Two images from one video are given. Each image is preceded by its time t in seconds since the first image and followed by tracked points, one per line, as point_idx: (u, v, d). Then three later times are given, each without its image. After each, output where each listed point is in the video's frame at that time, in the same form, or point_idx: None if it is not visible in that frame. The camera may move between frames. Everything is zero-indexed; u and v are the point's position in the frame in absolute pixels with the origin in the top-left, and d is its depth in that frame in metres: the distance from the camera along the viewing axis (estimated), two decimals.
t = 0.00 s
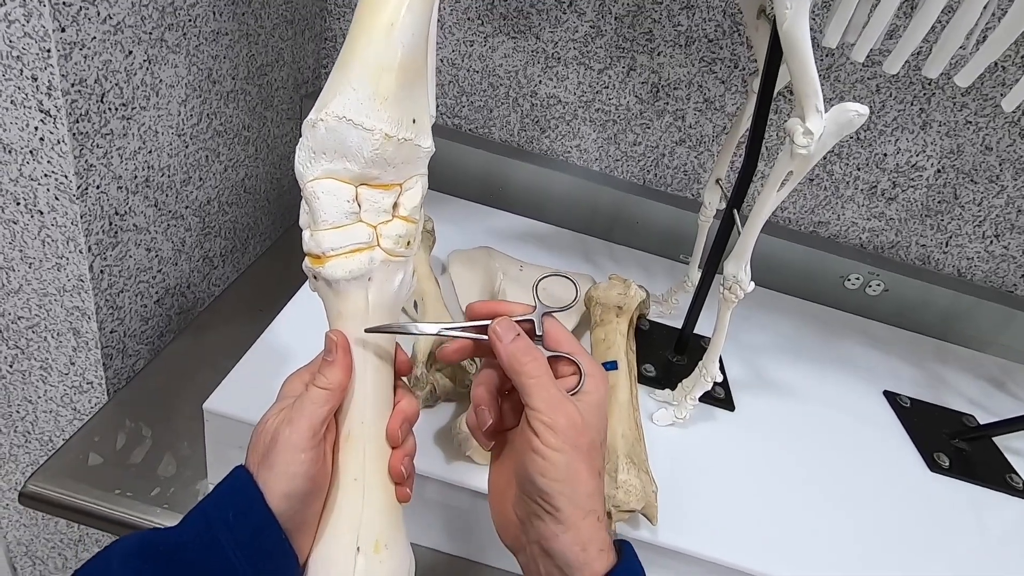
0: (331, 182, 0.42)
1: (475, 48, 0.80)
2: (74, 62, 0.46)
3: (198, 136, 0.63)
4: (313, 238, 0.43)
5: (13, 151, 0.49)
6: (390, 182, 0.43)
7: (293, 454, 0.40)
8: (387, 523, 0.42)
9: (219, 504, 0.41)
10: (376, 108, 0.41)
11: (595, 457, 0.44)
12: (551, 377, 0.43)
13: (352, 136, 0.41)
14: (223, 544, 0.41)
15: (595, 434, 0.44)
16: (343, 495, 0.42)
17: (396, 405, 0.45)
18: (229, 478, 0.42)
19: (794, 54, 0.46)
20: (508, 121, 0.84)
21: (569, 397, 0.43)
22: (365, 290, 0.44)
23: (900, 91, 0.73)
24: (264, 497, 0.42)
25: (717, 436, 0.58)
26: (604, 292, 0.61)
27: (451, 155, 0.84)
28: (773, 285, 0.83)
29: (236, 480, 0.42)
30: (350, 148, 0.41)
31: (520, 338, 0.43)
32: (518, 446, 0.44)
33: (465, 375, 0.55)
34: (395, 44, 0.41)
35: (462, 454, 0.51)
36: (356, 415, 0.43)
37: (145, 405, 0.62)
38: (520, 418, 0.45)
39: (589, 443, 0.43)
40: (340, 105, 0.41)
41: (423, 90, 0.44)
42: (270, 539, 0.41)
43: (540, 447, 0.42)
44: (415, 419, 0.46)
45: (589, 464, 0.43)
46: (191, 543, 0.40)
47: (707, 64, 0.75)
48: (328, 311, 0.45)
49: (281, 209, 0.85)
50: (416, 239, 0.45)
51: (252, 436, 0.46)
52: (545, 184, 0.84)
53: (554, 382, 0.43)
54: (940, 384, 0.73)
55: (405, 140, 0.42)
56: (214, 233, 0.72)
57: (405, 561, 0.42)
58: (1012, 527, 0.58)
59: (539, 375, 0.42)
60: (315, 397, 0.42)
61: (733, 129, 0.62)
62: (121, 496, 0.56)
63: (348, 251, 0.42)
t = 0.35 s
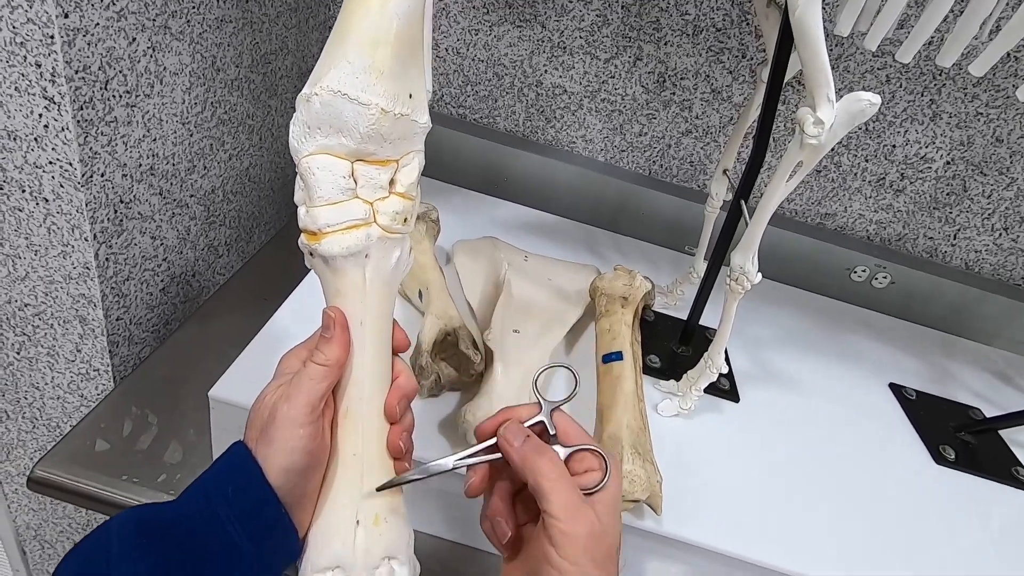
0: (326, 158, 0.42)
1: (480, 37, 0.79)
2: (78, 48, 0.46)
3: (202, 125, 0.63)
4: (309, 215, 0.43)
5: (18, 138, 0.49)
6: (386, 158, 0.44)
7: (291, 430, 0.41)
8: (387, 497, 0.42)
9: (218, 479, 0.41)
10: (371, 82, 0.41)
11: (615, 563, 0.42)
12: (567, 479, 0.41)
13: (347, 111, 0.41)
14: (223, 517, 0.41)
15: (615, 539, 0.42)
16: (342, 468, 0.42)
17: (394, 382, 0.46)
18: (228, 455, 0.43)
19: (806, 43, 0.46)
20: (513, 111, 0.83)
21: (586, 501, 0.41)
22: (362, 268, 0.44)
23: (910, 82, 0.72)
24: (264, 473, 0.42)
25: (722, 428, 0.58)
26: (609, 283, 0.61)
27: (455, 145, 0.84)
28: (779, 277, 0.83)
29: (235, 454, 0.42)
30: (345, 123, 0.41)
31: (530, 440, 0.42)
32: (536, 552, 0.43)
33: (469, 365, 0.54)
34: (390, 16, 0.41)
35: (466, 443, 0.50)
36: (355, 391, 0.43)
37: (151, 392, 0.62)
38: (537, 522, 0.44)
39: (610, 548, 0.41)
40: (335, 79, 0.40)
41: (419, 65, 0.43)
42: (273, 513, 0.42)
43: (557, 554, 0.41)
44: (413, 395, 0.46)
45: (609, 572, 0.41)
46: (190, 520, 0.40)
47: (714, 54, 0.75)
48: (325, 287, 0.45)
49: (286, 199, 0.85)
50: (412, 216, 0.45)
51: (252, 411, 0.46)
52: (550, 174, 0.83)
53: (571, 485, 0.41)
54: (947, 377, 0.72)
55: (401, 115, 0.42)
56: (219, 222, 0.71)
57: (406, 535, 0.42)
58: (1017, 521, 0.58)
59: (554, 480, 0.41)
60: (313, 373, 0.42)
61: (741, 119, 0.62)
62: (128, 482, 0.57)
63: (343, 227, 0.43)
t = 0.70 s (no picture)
0: (329, 145, 0.42)
1: (481, 29, 0.79)
2: (76, 37, 0.46)
3: (202, 115, 0.63)
4: (311, 201, 0.43)
5: (16, 127, 0.49)
6: (389, 146, 0.43)
7: (293, 413, 0.42)
8: (388, 481, 0.43)
9: (219, 462, 0.42)
10: (374, 70, 0.41)
11: None
12: (550, 553, 0.41)
13: (350, 98, 0.41)
14: (226, 496, 0.41)
15: None
16: (344, 453, 0.42)
17: (396, 366, 0.46)
18: (230, 438, 0.43)
19: (806, 35, 0.46)
20: (514, 103, 0.83)
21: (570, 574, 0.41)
22: (364, 254, 0.44)
23: (912, 75, 0.72)
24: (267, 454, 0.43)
25: (719, 419, 0.59)
26: (607, 275, 0.61)
27: (455, 137, 0.84)
28: (778, 270, 0.83)
29: (238, 439, 0.43)
30: (348, 110, 0.41)
31: (514, 511, 0.41)
32: None
33: (466, 355, 0.54)
34: (393, 6, 0.41)
35: (463, 432, 0.51)
36: (357, 375, 0.44)
37: (151, 381, 0.62)
38: None
39: None
40: (338, 67, 0.41)
41: (422, 54, 0.43)
42: (275, 494, 0.42)
43: None
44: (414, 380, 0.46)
45: None
46: (193, 500, 0.41)
47: (715, 46, 0.75)
48: (328, 274, 0.45)
49: (286, 190, 0.85)
50: (414, 203, 0.45)
51: (256, 394, 0.47)
52: (550, 166, 0.83)
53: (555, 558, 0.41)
54: (945, 371, 0.72)
55: (404, 103, 0.42)
56: (219, 213, 0.72)
57: (406, 520, 0.42)
58: (1013, 513, 0.58)
59: (536, 555, 0.40)
60: (316, 357, 0.43)
61: (741, 112, 0.62)
62: (128, 469, 0.57)
63: (346, 214, 0.43)
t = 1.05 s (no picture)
0: (331, 136, 0.42)
1: (479, 21, 0.79)
2: (71, 29, 0.46)
3: (199, 108, 0.63)
4: (313, 192, 0.43)
5: (12, 120, 0.49)
6: (392, 137, 0.44)
7: (294, 405, 0.42)
8: (389, 472, 0.43)
9: (221, 452, 0.42)
10: (376, 59, 0.41)
11: None
12: (541, 551, 0.41)
13: (353, 88, 0.41)
14: (229, 488, 0.42)
15: None
16: (346, 444, 0.43)
17: (397, 359, 0.46)
18: (231, 429, 0.44)
19: (802, 27, 0.46)
20: (511, 96, 0.83)
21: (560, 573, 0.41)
22: (366, 246, 0.44)
23: (909, 67, 0.72)
24: (268, 445, 0.43)
25: (715, 410, 0.59)
26: (605, 267, 0.61)
27: (453, 130, 0.84)
28: (775, 263, 0.83)
29: (241, 429, 0.43)
30: (350, 101, 0.41)
31: (507, 508, 0.41)
32: None
33: (464, 347, 0.54)
34: None
35: (461, 423, 0.51)
36: (358, 368, 0.44)
37: (150, 373, 0.62)
38: None
39: None
40: (339, 57, 0.41)
41: (424, 44, 0.43)
42: (277, 486, 0.42)
43: None
44: (415, 373, 0.47)
45: None
46: (195, 491, 0.41)
47: (713, 39, 0.75)
48: (330, 265, 0.45)
49: (284, 183, 0.86)
50: (416, 195, 0.46)
51: (257, 385, 0.48)
52: (548, 158, 0.83)
53: (545, 557, 0.41)
54: (941, 362, 0.73)
55: (407, 94, 0.42)
56: (217, 206, 0.72)
57: (405, 509, 0.43)
58: (1007, 502, 0.58)
59: (526, 554, 0.40)
60: (317, 349, 0.43)
61: (739, 104, 0.62)
62: (127, 460, 0.57)
63: (349, 206, 0.43)
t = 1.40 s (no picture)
0: (326, 128, 0.42)
1: (477, 16, 0.79)
2: (68, 23, 0.46)
3: (197, 102, 0.63)
4: (309, 185, 0.43)
5: (9, 114, 0.49)
6: (388, 129, 0.44)
7: (290, 397, 0.43)
8: (386, 463, 0.43)
9: (218, 443, 0.43)
10: (371, 51, 0.41)
11: None
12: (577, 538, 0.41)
13: (348, 80, 0.41)
14: (226, 481, 0.42)
15: None
16: (342, 437, 0.43)
17: (395, 351, 0.46)
18: (229, 422, 0.44)
19: (801, 20, 0.45)
20: (510, 91, 0.83)
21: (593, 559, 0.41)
22: (363, 240, 0.44)
23: (909, 61, 0.72)
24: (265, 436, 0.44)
25: (713, 403, 0.59)
26: (604, 262, 0.61)
27: (452, 124, 0.84)
28: (774, 256, 0.83)
29: (237, 423, 0.43)
30: (347, 93, 0.41)
31: (543, 493, 0.42)
32: None
33: (463, 341, 0.54)
34: None
35: (460, 417, 0.51)
36: (355, 361, 0.44)
37: (149, 367, 0.62)
38: None
39: None
40: (335, 48, 0.41)
41: (422, 36, 0.43)
42: (274, 480, 0.43)
43: None
44: (413, 365, 0.46)
45: None
46: (192, 485, 0.41)
47: (712, 33, 0.75)
48: (326, 259, 0.46)
49: (283, 178, 0.86)
50: (413, 188, 0.46)
51: (254, 378, 0.48)
52: (546, 153, 0.84)
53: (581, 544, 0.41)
54: (938, 355, 0.73)
55: (403, 86, 0.42)
56: (215, 200, 0.72)
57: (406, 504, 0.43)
58: (1002, 494, 0.58)
59: (562, 537, 0.41)
60: (314, 342, 0.43)
61: (738, 98, 0.62)
62: (127, 454, 0.57)
63: (345, 199, 0.43)
